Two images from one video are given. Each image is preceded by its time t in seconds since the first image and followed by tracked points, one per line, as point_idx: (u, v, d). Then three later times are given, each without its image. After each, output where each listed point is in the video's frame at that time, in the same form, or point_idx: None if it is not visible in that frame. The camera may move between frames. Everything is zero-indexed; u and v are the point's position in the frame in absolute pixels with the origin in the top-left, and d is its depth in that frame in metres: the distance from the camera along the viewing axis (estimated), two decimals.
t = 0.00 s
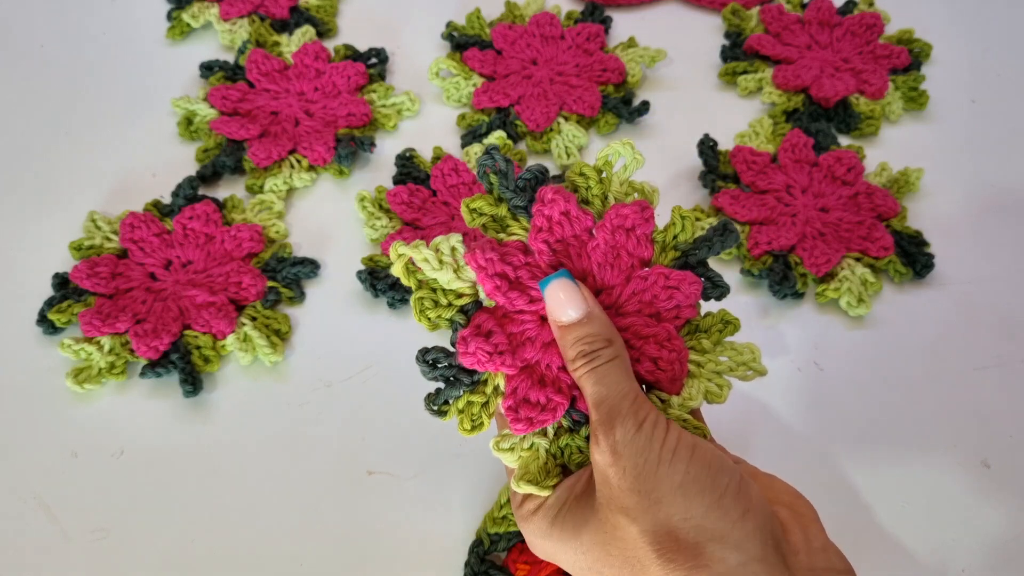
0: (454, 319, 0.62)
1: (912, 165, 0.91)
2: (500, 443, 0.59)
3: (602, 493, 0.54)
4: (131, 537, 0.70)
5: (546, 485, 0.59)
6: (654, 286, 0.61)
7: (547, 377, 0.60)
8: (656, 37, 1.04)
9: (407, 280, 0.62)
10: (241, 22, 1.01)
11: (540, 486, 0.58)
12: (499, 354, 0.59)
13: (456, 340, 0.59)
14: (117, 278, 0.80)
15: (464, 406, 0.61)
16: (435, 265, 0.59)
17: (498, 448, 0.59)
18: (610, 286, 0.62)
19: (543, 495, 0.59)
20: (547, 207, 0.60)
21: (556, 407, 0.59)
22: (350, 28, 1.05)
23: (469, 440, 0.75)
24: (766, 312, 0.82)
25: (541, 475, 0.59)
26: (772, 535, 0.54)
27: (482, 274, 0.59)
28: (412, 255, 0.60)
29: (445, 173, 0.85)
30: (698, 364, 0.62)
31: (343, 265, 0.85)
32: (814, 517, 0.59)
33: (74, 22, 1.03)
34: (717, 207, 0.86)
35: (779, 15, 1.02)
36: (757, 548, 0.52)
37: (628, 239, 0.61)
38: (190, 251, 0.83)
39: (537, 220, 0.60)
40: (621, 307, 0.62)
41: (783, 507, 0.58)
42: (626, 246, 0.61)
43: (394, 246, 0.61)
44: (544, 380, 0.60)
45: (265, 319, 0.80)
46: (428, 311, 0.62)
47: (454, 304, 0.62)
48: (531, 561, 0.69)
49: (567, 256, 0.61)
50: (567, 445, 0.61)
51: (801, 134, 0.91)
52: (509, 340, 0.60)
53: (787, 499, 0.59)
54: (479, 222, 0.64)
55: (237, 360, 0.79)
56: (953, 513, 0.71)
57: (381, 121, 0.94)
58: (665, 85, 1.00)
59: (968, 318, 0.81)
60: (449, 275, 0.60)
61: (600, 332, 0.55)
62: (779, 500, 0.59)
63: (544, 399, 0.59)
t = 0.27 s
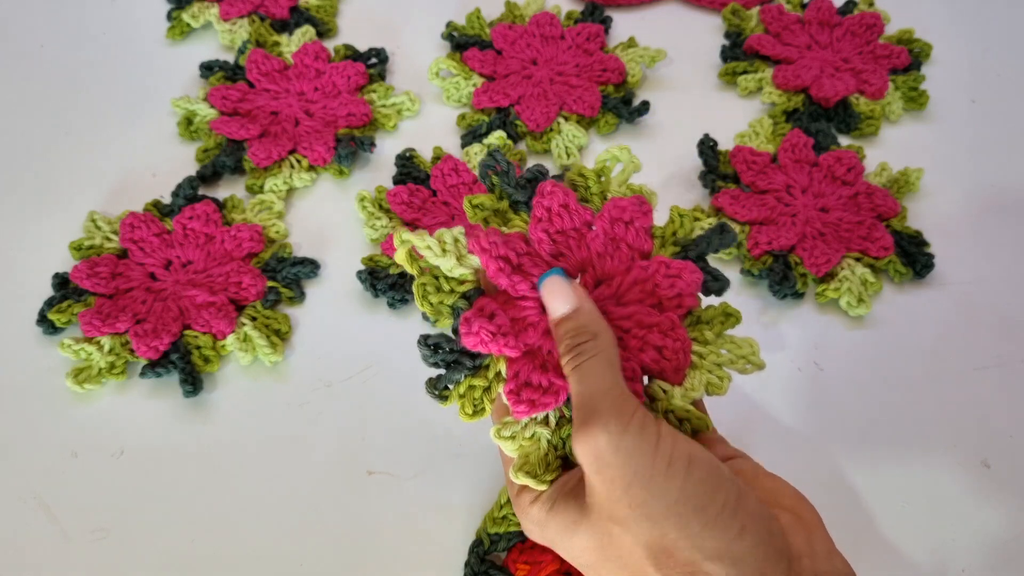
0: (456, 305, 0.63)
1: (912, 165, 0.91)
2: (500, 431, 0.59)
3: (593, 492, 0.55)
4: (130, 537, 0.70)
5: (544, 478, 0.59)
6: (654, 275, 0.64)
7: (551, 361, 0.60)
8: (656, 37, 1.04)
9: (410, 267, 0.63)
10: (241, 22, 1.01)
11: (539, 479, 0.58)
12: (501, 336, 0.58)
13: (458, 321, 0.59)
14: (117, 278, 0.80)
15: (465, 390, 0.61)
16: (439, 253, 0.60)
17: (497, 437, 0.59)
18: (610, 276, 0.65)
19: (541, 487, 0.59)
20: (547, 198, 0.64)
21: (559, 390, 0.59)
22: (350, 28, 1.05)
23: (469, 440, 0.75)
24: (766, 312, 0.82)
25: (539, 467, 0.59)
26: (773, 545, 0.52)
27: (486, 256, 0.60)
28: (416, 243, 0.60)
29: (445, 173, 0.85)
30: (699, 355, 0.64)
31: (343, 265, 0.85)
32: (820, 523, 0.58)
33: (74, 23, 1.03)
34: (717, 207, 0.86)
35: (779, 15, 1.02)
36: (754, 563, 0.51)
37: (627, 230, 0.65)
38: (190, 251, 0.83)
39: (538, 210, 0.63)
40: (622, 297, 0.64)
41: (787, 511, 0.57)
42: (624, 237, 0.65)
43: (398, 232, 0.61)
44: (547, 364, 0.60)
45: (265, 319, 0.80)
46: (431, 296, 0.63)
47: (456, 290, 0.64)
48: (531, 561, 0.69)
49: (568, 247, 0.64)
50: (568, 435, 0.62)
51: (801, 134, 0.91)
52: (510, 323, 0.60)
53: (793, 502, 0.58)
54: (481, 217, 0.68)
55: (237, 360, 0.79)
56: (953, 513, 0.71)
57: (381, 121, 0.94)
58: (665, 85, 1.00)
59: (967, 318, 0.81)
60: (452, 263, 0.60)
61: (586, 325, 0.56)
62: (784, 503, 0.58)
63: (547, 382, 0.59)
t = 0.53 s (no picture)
0: (447, 303, 0.64)
1: (912, 165, 0.91)
2: (495, 423, 0.59)
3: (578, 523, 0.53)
4: (130, 537, 0.70)
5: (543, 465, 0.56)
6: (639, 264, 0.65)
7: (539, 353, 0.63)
8: (656, 38, 1.04)
9: (399, 268, 0.64)
10: (241, 22, 1.01)
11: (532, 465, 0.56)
12: (491, 330, 0.60)
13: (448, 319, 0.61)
14: (117, 279, 0.80)
15: (457, 384, 0.62)
16: (427, 253, 0.61)
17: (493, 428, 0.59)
18: (596, 270, 0.66)
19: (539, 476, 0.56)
20: (530, 195, 0.64)
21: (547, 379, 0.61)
22: (350, 28, 1.05)
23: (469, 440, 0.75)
24: (766, 312, 0.82)
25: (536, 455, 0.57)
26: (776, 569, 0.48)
27: (473, 253, 0.62)
28: (405, 245, 0.61)
29: (446, 173, 0.86)
30: (691, 338, 0.65)
31: (343, 265, 0.85)
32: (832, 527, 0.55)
33: (74, 22, 1.03)
34: (717, 207, 0.86)
35: (779, 15, 1.02)
36: None
37: (609, 225, 0.66)
38: (190, 251, 0.83)
39: (522, 208, 0.64)
40: (608, 288, 0.66)
41: (796, 515, 0.54)
42: (607, 232, 0.66)
43: (386, 235, 0.62)
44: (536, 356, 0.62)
45: (265, 319, 0.80)
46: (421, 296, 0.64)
47: (446, 288, 0.64)
48: (531, 561, 0.69)
49: (554, 243, 0.65)
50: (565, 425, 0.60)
51: (801, 134, 0.91)
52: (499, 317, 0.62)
53: (802, 505, 0.55)
54: (467, 217, 0.67)
55: (237, 360, 0.79)
56: (953, 513, 0.71)
57: (381, 121, 0.94)
58: (665, 85, 1.00)
59: (967, 318, 0.81)
60: (440, 262, 0.61)
61: (534, 371, 0.55)
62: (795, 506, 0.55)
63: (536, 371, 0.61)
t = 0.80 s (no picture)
0: (446, 295, 0.63)
1: (912, 165, 0.91)
2: (496, 420, 0.59)
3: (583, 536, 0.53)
4: (130, 537, 0.70)
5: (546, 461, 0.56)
6: (643, 256, 0.66)
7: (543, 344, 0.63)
8: (656, 38, 1.04)
9: (398, 259, 0.63)
10: (241, 22, 1.01)
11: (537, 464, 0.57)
12: (493, 321, 0.59)
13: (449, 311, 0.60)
14: (117, 278, 0.80)
15: (458, 378, 0.61)
16: (426, 243, 0.60)
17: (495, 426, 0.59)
18: (599, 261, 0.66)
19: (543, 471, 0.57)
20: (531, 184, 0.64)
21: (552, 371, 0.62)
22: (350, 28, 1.05)
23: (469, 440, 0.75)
24: (766, 312, 0.82)
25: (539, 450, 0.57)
26: (787, 571, 0.49)
27: (474, 243, 0.60)
28: (403, 235, 0.60)
29: (445, 173, 0.86)
30: (697, 332, 0.65)
31: (343, 265, 0.85)
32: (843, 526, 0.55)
33: (74, 22, 1.03)
34: (717, 207, 0.86)
35: (779, 15, 1.02)
36: None
37: (612, 216, 0.66)
38: (190, 251, 0.83)
39: (523, 198, 0.64)
40: (611, 280, 0.66)
41: (806, 514, 0.55)
42: (610, 223, 0.66)
43: (384, 225, 0.61)
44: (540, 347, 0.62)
45: (266, 319, 0.80)
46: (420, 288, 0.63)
47: (445, 280, 0.63)
48: (531, 561, 0.68)
49: (555, 233, 0.65)
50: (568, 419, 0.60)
51: (801, 134, 0.91)
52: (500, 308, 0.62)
53: (812, 505, 0.56)
54: (466, 208, 0.66)
55: (237, 360, 0.79)
56: (953, 513, 0.71)
57: (381, 121, 0.94)
58: (665, 85, 1.00)
59: (967, 318, 0.81)
60: (438, 253, 0.60)
61: (523, 387, 0.54)
62: (804, 505, 0.55)
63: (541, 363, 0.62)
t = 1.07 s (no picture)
0: (450, 292, 0.63)
1: (912, 165, 0.91)
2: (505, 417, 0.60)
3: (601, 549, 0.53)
4: (131, 537, 0.70)
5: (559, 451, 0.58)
6: (644, 248, 0.66)
7: (550, 337, 0.63)
8: (656, 38, 1.04)
9: (401, 259, 0.64)
10: (241, 22, 1.01)
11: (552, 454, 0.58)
12: (499, 314, 0.59)
13: (455, 306, 0.60)
14: (117, 278, 0.80)
15: (466, 373, 0.61)
16: (429, 242, 0.61)
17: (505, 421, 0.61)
18: (600, 256, 0.66)
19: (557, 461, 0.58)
20: (531, 183, 0.65)
21: (561, 360, 0.62)
22: (350, 28, 1.05)
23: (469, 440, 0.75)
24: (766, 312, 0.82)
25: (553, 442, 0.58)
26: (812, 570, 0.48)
27: (477, 240, 0.61)
28: (407, 235, 0.61)
29: (445, 173, 0.86)
30: (702, 319, 0.65)
31: (343, 265, 0.85)
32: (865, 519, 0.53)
33: (74, 23, 1.03)
34: (717, 207, 0.86)
35: (779, 15, 1.02)
36: None
37: (612, 211, 0.66)
38: (190, 251, 0.83)
39: (523, 196, 0.64)
40: (614, 273, 0.66)
41: (826, 510, 0.52)
42: (610, 218, 0.66)
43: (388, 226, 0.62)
44: (547, 340, 0.62)
45: (265, 319, 0.80)
46: (425, 287, 0.63)
47: (449, 278, 0.63)
48: (531, 561, 0.69)
49: (557, 230, 0.65)
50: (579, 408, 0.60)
51: (801, 134, 0.91)
52: (506, 302, 0.62)
53: (833, 500, 0.53)
54: (467, 209, 0.66)
55: (237, 360, 0.79)
56: (953, 513, 0.70)
57: (381, 121, 0.94)
58: (665, 85, 1.00)
59: (967, 318, 0.81)
60: (441, 250, 0.61)
61: (521, 409, 0.54)
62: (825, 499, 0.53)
63: (548, 355, 0.62)
